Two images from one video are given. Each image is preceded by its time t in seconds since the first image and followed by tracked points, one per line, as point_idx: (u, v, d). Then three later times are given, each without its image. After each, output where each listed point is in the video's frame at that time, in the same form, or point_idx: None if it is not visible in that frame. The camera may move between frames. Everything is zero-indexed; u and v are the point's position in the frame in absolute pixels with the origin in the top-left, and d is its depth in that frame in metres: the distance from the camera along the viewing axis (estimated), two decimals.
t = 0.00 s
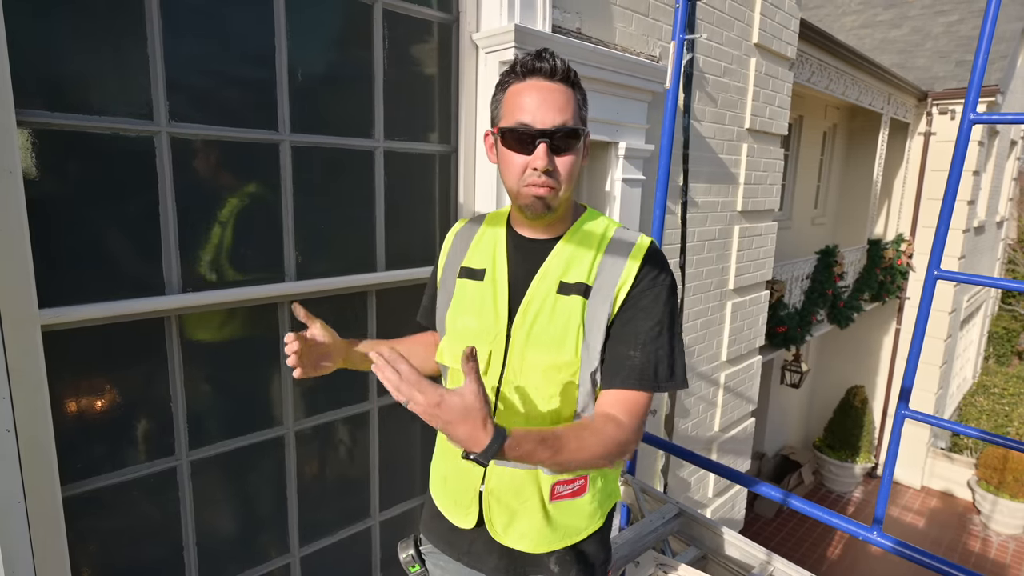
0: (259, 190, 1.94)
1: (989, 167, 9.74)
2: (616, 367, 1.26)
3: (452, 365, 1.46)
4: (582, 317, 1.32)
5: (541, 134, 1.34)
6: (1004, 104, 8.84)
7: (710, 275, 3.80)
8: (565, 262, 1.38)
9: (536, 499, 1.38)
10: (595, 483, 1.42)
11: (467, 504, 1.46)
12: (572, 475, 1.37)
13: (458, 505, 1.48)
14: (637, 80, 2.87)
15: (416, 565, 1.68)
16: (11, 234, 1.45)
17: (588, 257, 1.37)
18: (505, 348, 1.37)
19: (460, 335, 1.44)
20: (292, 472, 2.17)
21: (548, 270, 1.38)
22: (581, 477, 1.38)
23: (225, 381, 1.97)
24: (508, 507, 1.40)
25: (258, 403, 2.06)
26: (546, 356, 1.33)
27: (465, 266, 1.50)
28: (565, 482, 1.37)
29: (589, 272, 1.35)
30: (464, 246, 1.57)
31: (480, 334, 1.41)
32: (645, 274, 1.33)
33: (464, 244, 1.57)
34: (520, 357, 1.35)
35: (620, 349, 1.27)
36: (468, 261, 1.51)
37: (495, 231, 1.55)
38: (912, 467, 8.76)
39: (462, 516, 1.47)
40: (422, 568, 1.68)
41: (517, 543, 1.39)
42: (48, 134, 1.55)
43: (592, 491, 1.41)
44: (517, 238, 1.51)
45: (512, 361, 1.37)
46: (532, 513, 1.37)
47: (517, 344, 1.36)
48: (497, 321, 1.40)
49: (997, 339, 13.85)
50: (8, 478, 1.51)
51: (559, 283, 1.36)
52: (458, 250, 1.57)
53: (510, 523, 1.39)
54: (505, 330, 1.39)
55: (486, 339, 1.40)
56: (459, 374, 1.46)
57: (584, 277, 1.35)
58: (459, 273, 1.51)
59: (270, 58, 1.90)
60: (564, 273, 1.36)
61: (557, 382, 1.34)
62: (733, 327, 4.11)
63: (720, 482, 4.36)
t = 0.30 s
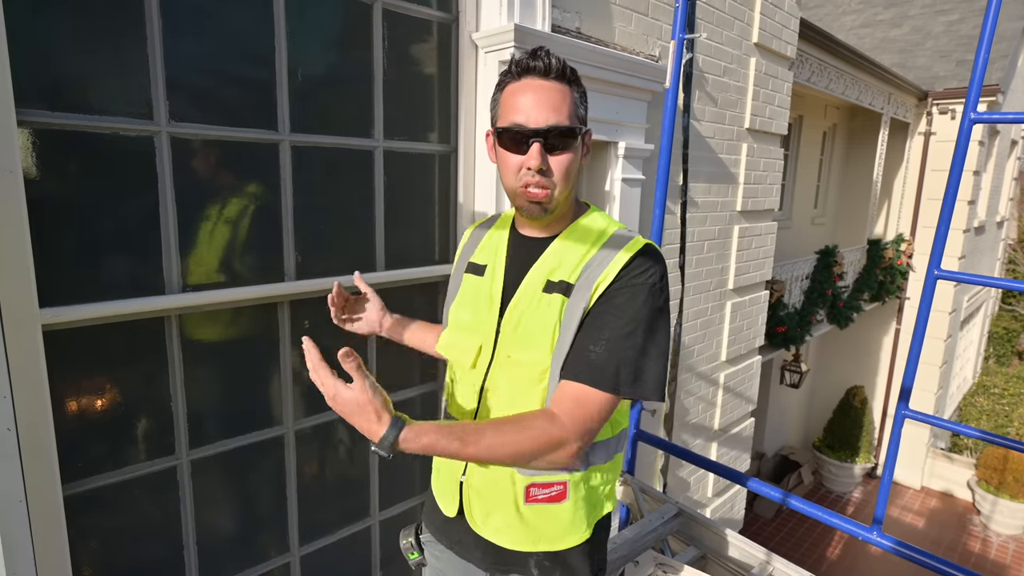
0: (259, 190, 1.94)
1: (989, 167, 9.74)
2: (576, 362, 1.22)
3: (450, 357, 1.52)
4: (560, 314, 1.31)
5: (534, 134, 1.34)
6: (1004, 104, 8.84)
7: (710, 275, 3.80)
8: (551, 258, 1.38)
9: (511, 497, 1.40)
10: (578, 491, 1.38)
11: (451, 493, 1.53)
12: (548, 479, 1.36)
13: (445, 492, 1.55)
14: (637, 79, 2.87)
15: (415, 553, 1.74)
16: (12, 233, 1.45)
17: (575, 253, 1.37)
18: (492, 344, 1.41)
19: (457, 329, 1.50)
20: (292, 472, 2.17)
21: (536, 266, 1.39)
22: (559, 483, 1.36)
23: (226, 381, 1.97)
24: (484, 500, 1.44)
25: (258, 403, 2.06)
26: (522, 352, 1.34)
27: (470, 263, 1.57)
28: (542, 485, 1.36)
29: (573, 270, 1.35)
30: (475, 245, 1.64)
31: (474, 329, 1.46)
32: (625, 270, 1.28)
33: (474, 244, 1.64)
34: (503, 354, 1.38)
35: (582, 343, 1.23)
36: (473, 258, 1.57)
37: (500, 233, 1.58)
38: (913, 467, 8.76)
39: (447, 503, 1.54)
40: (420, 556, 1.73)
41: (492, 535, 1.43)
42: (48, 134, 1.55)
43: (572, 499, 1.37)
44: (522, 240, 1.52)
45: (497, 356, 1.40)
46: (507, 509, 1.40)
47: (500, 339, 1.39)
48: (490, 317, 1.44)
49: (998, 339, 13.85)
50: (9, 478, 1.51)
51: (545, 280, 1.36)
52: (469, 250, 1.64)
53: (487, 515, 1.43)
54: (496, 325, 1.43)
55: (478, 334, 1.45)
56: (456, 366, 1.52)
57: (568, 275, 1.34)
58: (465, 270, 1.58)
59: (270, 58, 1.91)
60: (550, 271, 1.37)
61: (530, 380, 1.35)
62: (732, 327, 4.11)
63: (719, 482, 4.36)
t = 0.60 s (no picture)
0: (259, 190, 1.94)
1: (989, 167, 9.74)
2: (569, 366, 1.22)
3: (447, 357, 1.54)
4: (552, 316, 1.31)
5: (533, 135, 1.34)
6: (1005, 104, 8.84)
7: (709, 275, 3.80)
8: (545, 260, 1.39)
9: (501, 495, 1.40)
10: (570, 493, 1.37)
11: (445, 489, 1.55)
12: (540, 480, 1.36)
13: (440, 488, 1.57)
14: (637, 79, 2.87)
15: (413, 548, 1.75)
16: (12, 233, 1.46)
17: (569, 254, 1.37)
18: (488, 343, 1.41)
19: (455, 329, 1.51)
20: (292, 471, 2.18)
21: (530, 268, 1.40)
22: (550, 484, 1.36)
23: (226, 381, 1.97)
24: (475, 496, 1.45)
25: (258, 402, 2.06)
26: (514, 353, 1.34)
27: (470, 263, 1.59)
28: (532, 485, 1.36)
29: (566, 272, 1.34)
30: (476, 246, 1.65)
31: (472, 329, 1.47)
32: (618, 271, 1.28)
33: (477, 244, 1.66)
34: (498, 354, 1.38)
35: (575, 347, 1.24)
36: (472, 259, 1.59)
37: (499, 234, 1.59)
38: (913, 467, 8.75)
39: (441, 499, 1.56)
40: (418, 551, 1.75)
41: (481, 532, 1.44)
42: (48, 133, 1.55)
43: (563, 501, 1.37)
44: (519, 240, 1.53)
45: (492, 356, 1.40)
46: (497, 507, 1.41)
47: (495, 340, 1.40)
48: (487, 316, 1.45)
49: (998, 339, 13.84)
50: (9, 477, 1.51)
51: (539, 281, 1.36)
52: (470, 250, 1.65)
53: (477, 512, 1.44)
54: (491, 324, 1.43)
55: (473, 334, 1.46)
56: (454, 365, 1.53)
57: (561, 277, 1.34)
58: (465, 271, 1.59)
59: (270, 57, 1.91)
60: (545, 272, 1.37)
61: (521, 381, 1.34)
62: (732, 327, 4.12)
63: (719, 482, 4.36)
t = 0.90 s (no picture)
0: (258, 189, 1.94)
1: (989, 167, 9.73)
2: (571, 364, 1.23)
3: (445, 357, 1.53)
4: (553, 314, 1.31)
5: (529, 134, 1.34)
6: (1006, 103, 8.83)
7: (709, 274, 3.80)
8: (545, 258, 1.39)
9: (505, 494, 1.40)
10: (574, 491, 1.37)
11: (447, 489, 1.54)
12: (543, 478, 1.35)
13: (441, 488, 1.56)
14: (637, 79, 2.87)
15: (413, 549, 1.74)
16: (13, 233, 1.46)
17: (568, 252, 1.37)
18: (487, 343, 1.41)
19: (453, 329, 1.51)
20: (292, 471, 2.18)
21: (529, 266, 1.39)
22: (553, 483, 1.35)
23: (226, 380, 1.97)
24: (478, 495, 1.44)
25: (258, 401, 2.06)
26: (515, 352, 1.34)
27: (466, 263, 1.58)
28: (536, 484, 1.35)
29: (566, 269, 1.34)
30: (472, 244, 1.65)
31: (469, 329, 1.47)
32: (618, 268, 1.28)
33: (473, 242, 1.65)
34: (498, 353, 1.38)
35: (576, 345, 1.24)
36: (468, 258, 1.58)
37: (495, 232, 1.59)
38: (912, 467, 8.75)
39: (442, 499, 1.56)
40: (418, 552, 1.74)
41: (486, 531, 1.44)
42: (48, 133, 1.55)
43: (567, 499, 1.36)
44: (515, 238, 1.53)
45: (492, 355, 1.40)
46: (502, 506, 1.40)
47: (494, 339, 1.40)
48: (485, 316, 1.45)
49: (998, 339, 13.83)
50: (10, 477, 1.52)
51: (538, 280, 1.36)
52: (466, 249, 1.65)
53: (481, 511, 1.44)
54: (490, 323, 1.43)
55: (471, 333, 1.46)
56: (453, 365, 1.53)
57: (561, 274, 1.34)
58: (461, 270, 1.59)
59: (270, 57, 1.91)
60: (544, 270, 1.36)
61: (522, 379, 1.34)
62: (732, 327, 4.11)
63: (718, 482, 4.36)
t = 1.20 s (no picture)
0: (257, 189, 1.94)
1: (989, 167, 9.74)
2: (576, 365, 1.23)
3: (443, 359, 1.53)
4: (554, 315, 1.31)
5: (525, 132, 1.34)
6: (1005, 103, 8.83)
7: (709, 274, 3.79)
8: (543, 258, 1.38)
9: (507, 495, 1.39)
10: (576, 490, 1.37)
11: (447, 491, 1.53)
12: (546, 478, 1.35)
13: (441, 490, 1.56)
14: (636, 79, 2.87)
15: (410, 552, 1.72)
16: (13, 232, 1.46)
17: (567, 252, 1.36)
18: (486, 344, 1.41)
19: (451, 331, 1.50)
20: (292, 471, 2.18)
21: (528, 267, 1.39)
22: (555, 482, 1.35)
23: (226, 380, 1.97)
24: (480, 496, 1.44)
25: (258, 401, 2.06)
26: (517, 352, 1.33)
27: (462, 263, 1.57)
28: (539, 484, 1.35)
29: (566, 270, 1.34)
30: (467, 244, 1.64)
31: (468, 330, 1.46)
32: (619, 267, 1.28)
33: (467, 242, 1.65)
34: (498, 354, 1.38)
35: (579, 345, 1.24)
36: (464, 259, 1.58)
37: (491, 231, 1.59)
38: (912, 467, 8.75)
39: (442, 501, 1.55)
40: (415, 555, 1.72)
41: (488, 532, 1.43)
42: (48, 133, 1.55)
43: (569, 497, 1.37)
44: (512, 238, 1.53)
45: (492, 356, 1.40)
46: (504, 507, 1.40)
47: (494, 340, 1.40)
48: (484, 317, 1.45)
49: (998, 340, 13.82)
50: (10, 477, 1.52)
51: (538, 280, 1.36)
52: (461, 249, 1.64)
53: (483, 513, 1.44)
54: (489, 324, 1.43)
55: (470, 335, 1.45)
56: (451, 366, 1.52)
57: (561, 275, 1.34)
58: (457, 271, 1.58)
59: (270, 57, 1.91)
60: (544, 270, 1.36)
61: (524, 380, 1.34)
62: (732, 327, 4.11)
63: (718, 482, 4.35)
